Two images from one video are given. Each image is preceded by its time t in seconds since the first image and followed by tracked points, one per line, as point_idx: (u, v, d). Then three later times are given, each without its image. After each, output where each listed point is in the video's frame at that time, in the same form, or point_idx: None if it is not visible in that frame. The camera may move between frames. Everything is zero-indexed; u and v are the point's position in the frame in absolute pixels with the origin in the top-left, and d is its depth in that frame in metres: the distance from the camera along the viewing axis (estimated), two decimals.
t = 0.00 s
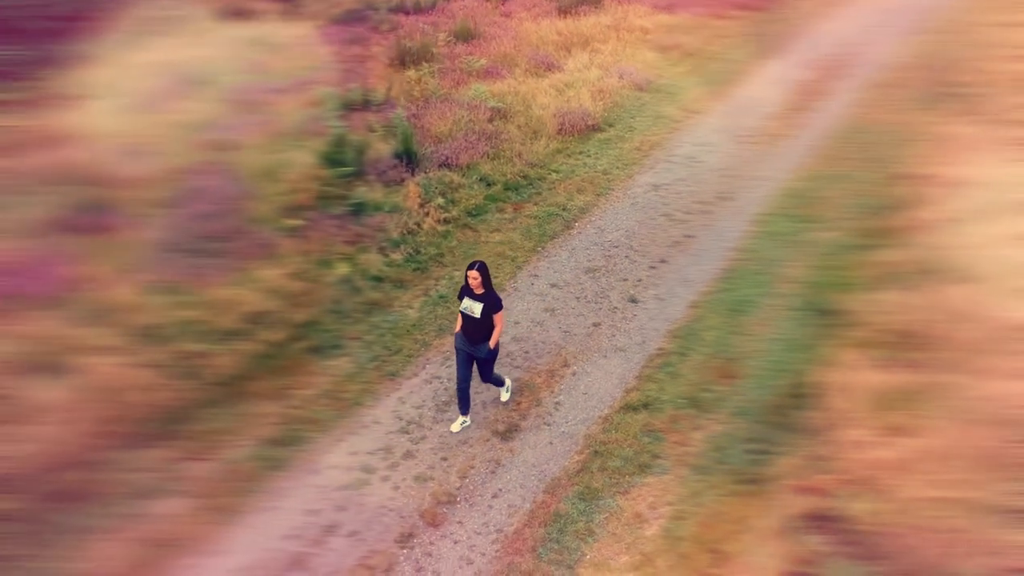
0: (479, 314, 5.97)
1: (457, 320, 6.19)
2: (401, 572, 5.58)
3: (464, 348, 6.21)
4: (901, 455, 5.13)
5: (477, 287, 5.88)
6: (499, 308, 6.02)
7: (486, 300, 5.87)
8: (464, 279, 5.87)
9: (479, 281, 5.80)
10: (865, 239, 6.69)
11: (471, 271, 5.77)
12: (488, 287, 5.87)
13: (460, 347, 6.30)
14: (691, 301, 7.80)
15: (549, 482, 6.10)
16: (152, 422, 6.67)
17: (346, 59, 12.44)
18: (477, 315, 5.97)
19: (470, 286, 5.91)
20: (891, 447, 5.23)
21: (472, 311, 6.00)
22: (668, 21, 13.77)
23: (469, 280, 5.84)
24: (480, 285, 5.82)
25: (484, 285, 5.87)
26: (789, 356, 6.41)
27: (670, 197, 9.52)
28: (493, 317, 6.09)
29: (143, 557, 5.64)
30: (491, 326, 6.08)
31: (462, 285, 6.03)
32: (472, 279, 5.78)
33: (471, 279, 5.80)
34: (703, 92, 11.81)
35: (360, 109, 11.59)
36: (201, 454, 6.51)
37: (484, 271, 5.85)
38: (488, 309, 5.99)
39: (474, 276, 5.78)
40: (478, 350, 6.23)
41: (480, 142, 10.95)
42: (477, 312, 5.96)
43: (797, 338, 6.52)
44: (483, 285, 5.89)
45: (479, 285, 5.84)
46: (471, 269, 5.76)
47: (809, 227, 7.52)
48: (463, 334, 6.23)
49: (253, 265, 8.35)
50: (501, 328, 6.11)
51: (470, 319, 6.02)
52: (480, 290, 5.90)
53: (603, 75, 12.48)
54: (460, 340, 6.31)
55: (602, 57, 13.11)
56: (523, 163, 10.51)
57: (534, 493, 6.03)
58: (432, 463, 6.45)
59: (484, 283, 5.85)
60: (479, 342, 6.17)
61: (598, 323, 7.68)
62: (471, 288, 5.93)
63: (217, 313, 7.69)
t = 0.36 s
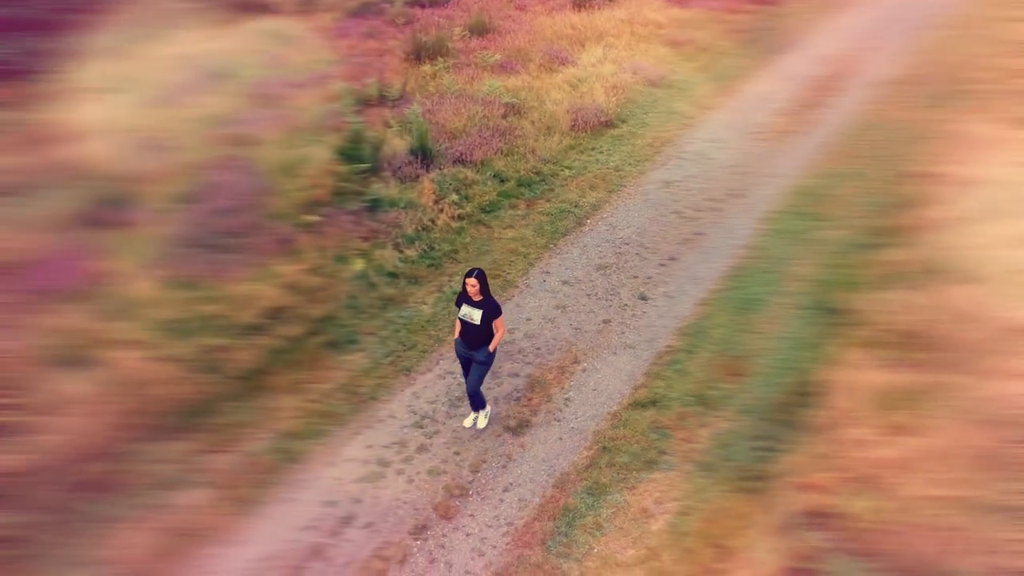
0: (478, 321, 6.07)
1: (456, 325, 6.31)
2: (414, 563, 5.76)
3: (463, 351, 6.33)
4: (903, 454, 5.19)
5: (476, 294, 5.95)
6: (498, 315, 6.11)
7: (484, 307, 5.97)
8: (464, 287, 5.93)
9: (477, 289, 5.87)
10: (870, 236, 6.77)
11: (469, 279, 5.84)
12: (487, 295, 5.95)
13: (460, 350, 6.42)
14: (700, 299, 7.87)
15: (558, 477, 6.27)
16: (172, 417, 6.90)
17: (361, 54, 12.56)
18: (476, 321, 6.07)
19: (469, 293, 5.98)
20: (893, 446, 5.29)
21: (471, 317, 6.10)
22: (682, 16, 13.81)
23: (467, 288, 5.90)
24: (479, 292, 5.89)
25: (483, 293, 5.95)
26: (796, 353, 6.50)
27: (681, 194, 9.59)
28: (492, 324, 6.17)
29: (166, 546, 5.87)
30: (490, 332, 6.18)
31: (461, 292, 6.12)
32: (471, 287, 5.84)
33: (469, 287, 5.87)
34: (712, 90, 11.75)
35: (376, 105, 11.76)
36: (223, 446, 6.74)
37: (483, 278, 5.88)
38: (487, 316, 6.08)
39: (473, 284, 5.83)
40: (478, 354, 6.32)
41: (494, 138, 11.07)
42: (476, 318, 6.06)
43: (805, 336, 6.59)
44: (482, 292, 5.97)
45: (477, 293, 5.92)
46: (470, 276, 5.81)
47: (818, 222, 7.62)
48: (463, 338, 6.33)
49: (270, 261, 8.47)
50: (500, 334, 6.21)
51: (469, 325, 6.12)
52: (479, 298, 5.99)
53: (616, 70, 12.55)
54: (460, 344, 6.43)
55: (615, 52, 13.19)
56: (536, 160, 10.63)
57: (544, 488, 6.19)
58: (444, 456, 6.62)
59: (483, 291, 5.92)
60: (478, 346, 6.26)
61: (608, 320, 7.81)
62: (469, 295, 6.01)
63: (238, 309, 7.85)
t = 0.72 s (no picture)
0: (480, 333, 6.01)
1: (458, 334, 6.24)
2: (428, 552, 5.93)
3: (466, 360, 6.26)
4: (906, 452, 5.35)
5: (477, 305, 5.90)
6: (500, 326, 6.05)
7: (486, 318, 5.91)
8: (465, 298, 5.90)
9: (480, 300, 5.83)
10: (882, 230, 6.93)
11: (472, 291, 5.80)
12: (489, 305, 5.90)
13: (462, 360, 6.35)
14: (710, 296, 7.93)
15: (569, 470, 6.41)
16: (193, 408, 7.07)
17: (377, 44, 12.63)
18: (478, 333, 6.01)
19: (471, 304, 5.94)
20: (895, 444, 5.47)
21: (473, 329, 6.04)
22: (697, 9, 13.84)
23: (469, 299, 5.88)
24: (481, 303, 5.85)
25: (485, 304, 5.89)
26: (801, 348, 6.75)
27: (694, 189, 9.67)
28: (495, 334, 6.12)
29: (191, 534, 6.09)
30: (492, 342, 6.12)
31: (462, 303, 6.05)
32: (473, 298, 5.82)
33: (472, 298, 5.84)
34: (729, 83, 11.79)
35: (392, 99, 11.88)
36: (244, 437, 6.93)
37: (486, 290, 5.85)
38: (490, 327, 6.02)
39: (475, 295, 5.82)
40: (480, 363, 6.26)
41: (510, 133, 11.14)
42: (478, 330, 6.00)
43: (808, 332, 6.86)
44: (484, 303, 5.92)
45: (480, 304, 5.88)
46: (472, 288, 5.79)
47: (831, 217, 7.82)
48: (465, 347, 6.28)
49: (288, 255, 8.56)
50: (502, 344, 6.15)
51: (472, 337, 6.06)
52: (480, 308, 5.95)
53: (631, 65, 12.63)
54: (463, 354, 6.37)
55: (629, 46, 13.26)
56: (550, 154, 10.71)
57: (554, 480, 6.34)
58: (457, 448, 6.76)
59: (485, 301, 5.87)
60: (480, 356, 6.19)
61: (619, 315, 7.92)
62: (470, 306, 5.95)
63: (258, 301, 8.00)
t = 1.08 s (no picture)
0: (485, 340, 6.02)
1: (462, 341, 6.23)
2: (443, 540, 6.10)
3: (468, 368, 6.26)
4: (915, 446, 5.78)
5: (482, 313, 5.89)
6: (504, 333, 6.05)
7: (491, 326, 5.90)
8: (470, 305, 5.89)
9: (484, 308, 5.81)
10: (894, 227, 7.72)
11: (476, 299, 5.78)
12: (493, 313, 5.89)
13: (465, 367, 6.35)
14: (721, 289, 7.94)
15: (580, 462, 6.53)
16: (212, 396, 7.17)
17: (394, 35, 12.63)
18: (483, 340, 6.01)
19: (475, 312, 5.93)
20: (904, 440, 5.84)
21: (478, 336, 6.03)
22: None
23: (474, 306, 5.86)
24: (486, 310, 5.85)
25: (489, 311, 5.88)
26: (810, 344, 6.92)
27: (710, 181, 9.67)
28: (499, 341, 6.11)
29: (212, 520, 6.27)
30: (496, 349, 6.12)
31: (467, 311, 6.03)
32: (478, 306, 5.81)
33: (476, 306, 5.82)
34: (746, 73, 11.77)
35: (410, 89, 11.92)
36: (264, 424, 7.07)
37: (490, 298, 5.84)
38: (494, 334, 6.03)
39: (479, 303, 5.79)
40: (483, 370, 6.25)
41: (528, 126, 11.09)
42: (483, 337, 6.01)
43: (818, 327, 7.06)
44: (489, 311, 5.91)
45: (484, 311, 5.86)
46: (477, 295, 5.76)
47: (847, 212, 8.30)
48: (468, 354, 6.27)
49: (306, 247, 8.76)
50: (506, 351, 6.14)
51: (475, 344, 6.07)
52: (485, 316, 5.92)
53: (648, 55, 12.60)
54: (465, 360, 6.36)
55: (646, 36, 13.21)
56: (566, 147, 10.74)
57: (565, 471, 6.47)
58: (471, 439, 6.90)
59: (490, 309, 5.85)
60: (484, 363, 6.20)
61: (632, 309, 8.01)
62: (475, 313, 5.95)
63: (277, 293, 8.16)
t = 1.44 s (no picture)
0: (490, 344, 6.05)
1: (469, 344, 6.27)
2: (458, 528, 6.23)
3: (476, 370, 6.32)
4: (930, 443, 5.81)
5: (488, 317, 5.91)
6: (510, 337, 6.08)
7: (497, 330, 5.93)
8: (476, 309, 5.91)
9: (490, 313, 5.83)
10: (910, 222, 7.82)
11: (482, 303, 5.81)
12: (499, 317, 5.91)
13: (472, 369, 6.39)
14: (735, 283, 7.98)
15: (592, 454, 6.64)
16: (233, 386, 7.26)
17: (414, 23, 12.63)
18: (488, 344, 6.04)
19: (481, 316, 5.95)
20: (917, 436, 5.88)
21: (484, 340, 6.06)
22: None
23: (480, 311, 5.88)
24: (491, 315, 5.86)
25: (495, 316, 5.89)
26: (820, 339, 6.98)
27: (727, 174, 9.69)
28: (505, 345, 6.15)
29: (233, 506, 6.41)
30: (503, 353, 6.16)
31: (474, 314, 6.07)
32: (483, 311, 5.83)
33: (482, 310, 5.84)
34: (764, 65, 11.75)
35: (429, 79, 11.98)
36: (285, 413, 7.19)
37: (496, 302, 5.85)
38: (500, 338, 6.05)
39: (485, 308, 5.82)
40: (491, 373, 6.33)
41: (547, 116, 11.08)
42: (488, 341, 6.03)
43: (830, 322, 7.12)
44: (495, 316, 5.93)
45: (490, 316, 5.87)
46: (482, 300, 5.80)
47: (863, 208, 8.36)
48: (475, 357, 6.31)
49: (328, 237, 8.89)
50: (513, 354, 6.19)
51: (481, 347, 6.10)
52: (491, 320, 5.94)
53: (666, 46, 12.57)
54: (472, 363, 6.39)
55: (666, 26, 13.16)
56: (584, 138, 10.75)
57: (578, 463, 6.58)
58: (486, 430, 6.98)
59: (495, 313, 5.87)
60: (492, 365, 6.26)
61: (646, 302, 8.07)
62: (481, 317, 5.97)
63: (296, 283, 8.25)
